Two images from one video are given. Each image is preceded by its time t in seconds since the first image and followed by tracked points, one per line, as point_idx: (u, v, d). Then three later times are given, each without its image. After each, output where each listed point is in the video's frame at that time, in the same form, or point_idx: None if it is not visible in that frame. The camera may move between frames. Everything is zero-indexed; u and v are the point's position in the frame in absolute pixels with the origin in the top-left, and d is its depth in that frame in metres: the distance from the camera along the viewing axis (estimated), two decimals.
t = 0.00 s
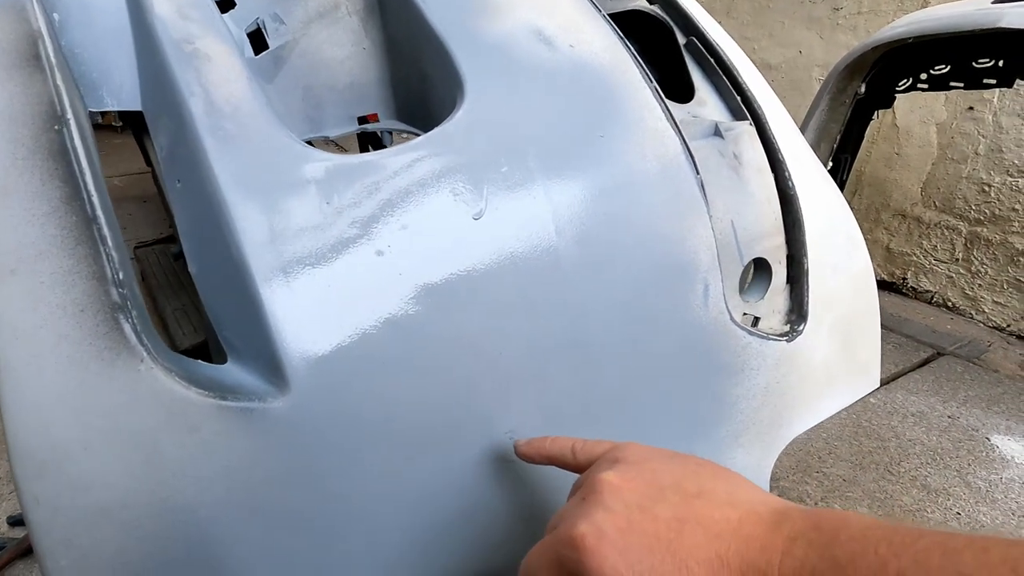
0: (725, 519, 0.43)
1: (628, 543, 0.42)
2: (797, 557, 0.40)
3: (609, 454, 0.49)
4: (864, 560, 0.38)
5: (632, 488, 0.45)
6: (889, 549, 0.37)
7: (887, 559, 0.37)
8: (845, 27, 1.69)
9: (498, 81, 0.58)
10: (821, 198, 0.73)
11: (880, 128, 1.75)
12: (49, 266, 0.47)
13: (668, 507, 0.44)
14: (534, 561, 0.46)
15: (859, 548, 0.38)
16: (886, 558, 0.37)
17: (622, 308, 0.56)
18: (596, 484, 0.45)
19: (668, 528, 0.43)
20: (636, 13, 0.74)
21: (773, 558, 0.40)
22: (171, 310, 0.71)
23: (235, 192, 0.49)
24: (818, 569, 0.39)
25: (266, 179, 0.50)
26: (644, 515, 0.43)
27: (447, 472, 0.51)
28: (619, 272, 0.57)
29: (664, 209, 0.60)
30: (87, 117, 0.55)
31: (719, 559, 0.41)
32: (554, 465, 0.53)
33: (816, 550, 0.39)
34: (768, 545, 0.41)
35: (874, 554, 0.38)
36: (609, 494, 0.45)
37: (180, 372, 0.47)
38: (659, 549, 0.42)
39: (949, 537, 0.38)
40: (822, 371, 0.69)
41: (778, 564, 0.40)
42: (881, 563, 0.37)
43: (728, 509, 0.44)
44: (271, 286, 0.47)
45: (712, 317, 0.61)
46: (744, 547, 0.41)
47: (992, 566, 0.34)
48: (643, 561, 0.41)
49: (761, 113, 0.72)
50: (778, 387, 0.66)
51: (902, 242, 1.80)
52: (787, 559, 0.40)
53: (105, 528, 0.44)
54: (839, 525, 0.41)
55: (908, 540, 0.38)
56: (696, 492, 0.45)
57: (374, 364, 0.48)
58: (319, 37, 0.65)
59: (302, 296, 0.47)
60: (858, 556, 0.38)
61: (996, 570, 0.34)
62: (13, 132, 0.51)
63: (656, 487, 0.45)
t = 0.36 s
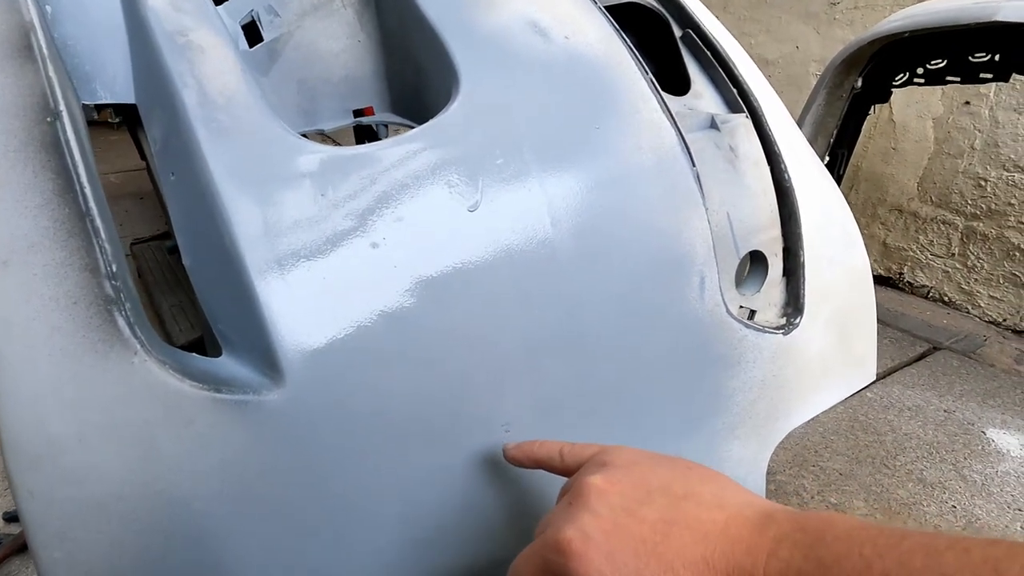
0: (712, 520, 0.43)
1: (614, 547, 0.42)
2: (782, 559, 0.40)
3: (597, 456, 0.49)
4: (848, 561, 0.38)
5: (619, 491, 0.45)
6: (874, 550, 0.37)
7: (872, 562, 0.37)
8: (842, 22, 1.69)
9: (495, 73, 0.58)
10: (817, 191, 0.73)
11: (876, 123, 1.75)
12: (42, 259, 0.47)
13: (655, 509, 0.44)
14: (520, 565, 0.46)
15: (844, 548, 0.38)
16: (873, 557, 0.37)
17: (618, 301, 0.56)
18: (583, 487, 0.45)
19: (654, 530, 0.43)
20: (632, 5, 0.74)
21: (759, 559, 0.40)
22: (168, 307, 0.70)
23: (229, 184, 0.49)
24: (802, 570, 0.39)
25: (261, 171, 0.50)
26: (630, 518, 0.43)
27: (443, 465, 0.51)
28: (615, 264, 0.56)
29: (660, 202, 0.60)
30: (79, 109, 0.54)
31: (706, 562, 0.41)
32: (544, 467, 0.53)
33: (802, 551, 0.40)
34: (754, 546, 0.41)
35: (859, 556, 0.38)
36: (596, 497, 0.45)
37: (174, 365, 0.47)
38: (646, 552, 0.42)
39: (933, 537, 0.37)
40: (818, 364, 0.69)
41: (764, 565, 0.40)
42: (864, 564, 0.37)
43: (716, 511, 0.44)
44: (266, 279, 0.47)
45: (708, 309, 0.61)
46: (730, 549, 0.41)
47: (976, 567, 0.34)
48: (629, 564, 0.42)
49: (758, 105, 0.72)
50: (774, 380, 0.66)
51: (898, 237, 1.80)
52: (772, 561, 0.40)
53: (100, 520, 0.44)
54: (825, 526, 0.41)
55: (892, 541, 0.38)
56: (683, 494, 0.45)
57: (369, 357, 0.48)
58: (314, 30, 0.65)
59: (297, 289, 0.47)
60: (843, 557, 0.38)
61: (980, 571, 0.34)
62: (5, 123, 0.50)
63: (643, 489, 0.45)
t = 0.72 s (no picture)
0: (710, 502, 0.43)
1: (614, 528, 0.42)
2: (781, 540, 0.40)
3: (599, 440, 0.49)
4: (845, 539, 0.37)
5: (619, 473, 0.45)
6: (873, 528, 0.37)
7: (870, 540, 0.37)
8: (840, 16, 1.68)
9: (490, 64, 0.57)
10: (815, 183, 0.73)
11: (873, 118, 1.75)
12: (32, 252, 0.46)
13: (654, 491, 0.44)
14: (522, 547, 0.46)
15: (843, 528, 0.38)
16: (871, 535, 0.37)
17: (615, 294, 0.56)
18: (583, 469, 0.45)
19: (654, 509, 0.43)
20: None
21: (757, 539, 0.40)
22: (163, 303, 0.70)
23: (221, 176, 0.48)
24: (800, 550, 0.39)
25: (254, 162, 0.49)
26: (630, 500, 0.43)
27: (438, 459, 0.51)
28: (611, 256, 0.56)
29: (657, 195, 0.59)
30: (68, 99, 0.53)
31: (705, 543, 0.41)
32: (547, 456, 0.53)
33: (800, 531, 0.39)
34: (753, 527, 0.41)
35: (857, 534, 0.37)
36: (596, 479, 0.44)
37: (166, 358, 0.46)
38: (646, 532, 0.42)
39: (931, 515, 0.37)
40: (816, 358, 0.69)
41: (762, 546, 0.40)
42: (862, 542, 0.37)
43: (715, 492, 0.44)
44: (259, 273, 0.46)
45: (705, 302, 0.61)
46: (728, 531, 0.41)
47: (975, 545, 0.33)
48: (628, 544, 0.41)
49: (755, 97, 0.72)
50: (771, 374, 0.65)
51: (895, 232, 1.80)
52: (771, 541, 0.40)
53: (91, 514, 0.43)
54: (824, 506, 0.40)
55: (890, 520, 0.37)
56: (683, 476, 0.45)
57: (364, 349, 0.48)
58: (308, 21, 0.64)
59: (290, 281, 0.47)
60: (841, 536, 0.38)
61: (980, 549, 0.33)
62: None
63: (642, 472, 0.45)
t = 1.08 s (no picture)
0: (701, 504, 0.43)
1: (606, 529, 0.42)
2: (771, 540, 0.40)
3: (592, 443, 0.49)
4: (835, 540, 0.37)
5: (611, 476, 0.45)
6: (862, 529, 0.37)
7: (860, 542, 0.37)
8: (836, 13, 1.68)
9: (487, 61, 0.57)
10: (811, 181, 0.73)
11: (870, 115, 1.75)
12: (24, 250, 0.45)
13: (646, 493, 0.44)
14: (515, 548, 0.46)
15: (832, 528, 0.38)
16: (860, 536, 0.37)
17: (611, 292, 0.56)
18: (576, 473, 0.45)
19: (645, 511, 0.43)
20: None
21: (747, 541, 0.40)
22: (159, 302, 0.70)
23: (216, 174, 0.48)
24: (791, 551, 0.38)
25: (249, 160, 0.49)
26: (622, 502, 0.43)
27: (434, 457, 0.50)
28: (608, 255, 0.56)
29: (653, 192, 0.59)
30: (61, 95, 0.52)
31: (696, 545, 0.41)
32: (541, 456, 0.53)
33: (790, 532, 0.39)
34: (743, 528, 0.41)
35: (847, 535, 0.37)
36: (589, 482, 0.45)
37: (161, 357, 0.46)
38: (637, 534, 0.42)
39: (919, 517, 0.37)
40: (812, 355, 0.69)
41: (753, 547, 0.40)
42: (851, 543, 0.37)
43: (706, 495, 0.44)
44: (254, 272, 0.46)
45: (702, 300, 0.61)
46: (719, 532, 0.41)
47: (961, 547, 0.34)
48: (620, 546, 0.41)
49: (751, 94, 0.72)
50: (767, 371, 0.65)
51: (891, 229, 1.80)
52: (762, 543, 0.40)
53: (85, 514, 0.43)
54: (814, 508, 0.40)
55: (879, 521, 0.37)
56: (674, 479, 0.45)
57: (359, 348, 0.48)
58: (302, 19, 0.64)
59: (285, 280, 0.47)
60: (830, 537, 0.38)
61: (966, 550, 0.34)
62: None
63: (634, 475, 0.45)
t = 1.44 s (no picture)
0: (697, 499, 0.43)
1: (602, 523, 0.42)
2: (765, 535, 0.39)
3: (588, 438, 0.49)
4: (830, 534, 0.37)
5: (607, 469, 0.45)
6: (857, 524, 0.37)
7: (855, 537, 0.36)
8: (834, 8, 1.68)
9: (486, 52, 0.57)
10: (811, 173, 0.73)
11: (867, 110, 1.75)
12: (19, 242, 0.45)
13: (642, 487, 0.43)
14: (510, 541, 0.46)
15: (827, 523, 0.38)
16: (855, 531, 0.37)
17: (611, 285, 0.56)
18: (572, 466, 0.45)
19: (640, 505, 0.42)
20: None
21: (742, 536, 0.40)
22: (156, 297, 0.69)
23: (213, 165, 0.47)
24: (785, 546, 0.38)
25: (246, 151, 0.49)
26: (617, 496, 0.43)
27: (433, 451, 0.50)
28: (608, 247, 0.56)
29: (653, 184, 0.59)
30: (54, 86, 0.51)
31: (690, 539, 0.41)
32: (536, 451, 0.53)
33: (785, 528, 0.39)
34: (738, 523, 0.41)
35: (842, 530, 0.37)
36: (584, 475, 0.45)
37: (157, 350, 0.46)
38: (632, 528, 0.42)
39: (914, 512, 0.37)
40: (812, 349, 0.69)
41: (747, 542, 0.40)
42: (846, 539, 0.36)
43: (700, 489, 0.43)
44: (253, 265, 0.46)
45: (702, 293, 0.61)
46: (714, 527, 0.41)
47: (955, 541, 0.34)
48: (614, 540, 0.41)
49: (751, 87, 0.72)
50: (767, 364, 0.65)
51: (888, 224, 1.81)
52: (756, 538, 0.39)
53: (82, 510, 0.43)
54: (809, 503, 0.40)
55: (874, 516, 0.37)
56: (669, 473, 0.44)
57: (357, 341, 0.47)
58: (299, 11, 0.63)
59: (283, 273, 0.46)
60: (825, 532, 0.37)
61: (959, 544, 0.34)
62: None
63: (629, 469, 0.45)
